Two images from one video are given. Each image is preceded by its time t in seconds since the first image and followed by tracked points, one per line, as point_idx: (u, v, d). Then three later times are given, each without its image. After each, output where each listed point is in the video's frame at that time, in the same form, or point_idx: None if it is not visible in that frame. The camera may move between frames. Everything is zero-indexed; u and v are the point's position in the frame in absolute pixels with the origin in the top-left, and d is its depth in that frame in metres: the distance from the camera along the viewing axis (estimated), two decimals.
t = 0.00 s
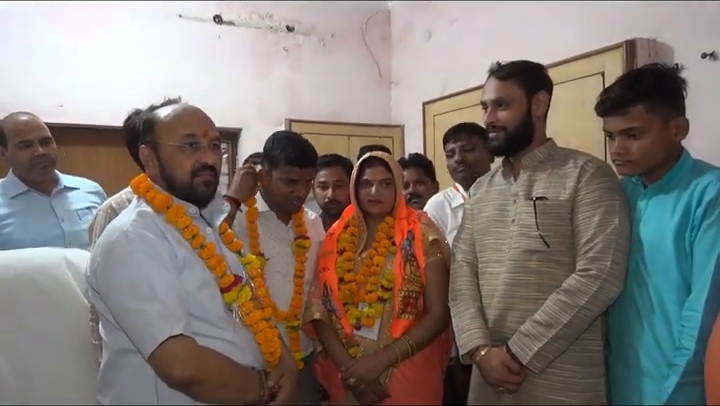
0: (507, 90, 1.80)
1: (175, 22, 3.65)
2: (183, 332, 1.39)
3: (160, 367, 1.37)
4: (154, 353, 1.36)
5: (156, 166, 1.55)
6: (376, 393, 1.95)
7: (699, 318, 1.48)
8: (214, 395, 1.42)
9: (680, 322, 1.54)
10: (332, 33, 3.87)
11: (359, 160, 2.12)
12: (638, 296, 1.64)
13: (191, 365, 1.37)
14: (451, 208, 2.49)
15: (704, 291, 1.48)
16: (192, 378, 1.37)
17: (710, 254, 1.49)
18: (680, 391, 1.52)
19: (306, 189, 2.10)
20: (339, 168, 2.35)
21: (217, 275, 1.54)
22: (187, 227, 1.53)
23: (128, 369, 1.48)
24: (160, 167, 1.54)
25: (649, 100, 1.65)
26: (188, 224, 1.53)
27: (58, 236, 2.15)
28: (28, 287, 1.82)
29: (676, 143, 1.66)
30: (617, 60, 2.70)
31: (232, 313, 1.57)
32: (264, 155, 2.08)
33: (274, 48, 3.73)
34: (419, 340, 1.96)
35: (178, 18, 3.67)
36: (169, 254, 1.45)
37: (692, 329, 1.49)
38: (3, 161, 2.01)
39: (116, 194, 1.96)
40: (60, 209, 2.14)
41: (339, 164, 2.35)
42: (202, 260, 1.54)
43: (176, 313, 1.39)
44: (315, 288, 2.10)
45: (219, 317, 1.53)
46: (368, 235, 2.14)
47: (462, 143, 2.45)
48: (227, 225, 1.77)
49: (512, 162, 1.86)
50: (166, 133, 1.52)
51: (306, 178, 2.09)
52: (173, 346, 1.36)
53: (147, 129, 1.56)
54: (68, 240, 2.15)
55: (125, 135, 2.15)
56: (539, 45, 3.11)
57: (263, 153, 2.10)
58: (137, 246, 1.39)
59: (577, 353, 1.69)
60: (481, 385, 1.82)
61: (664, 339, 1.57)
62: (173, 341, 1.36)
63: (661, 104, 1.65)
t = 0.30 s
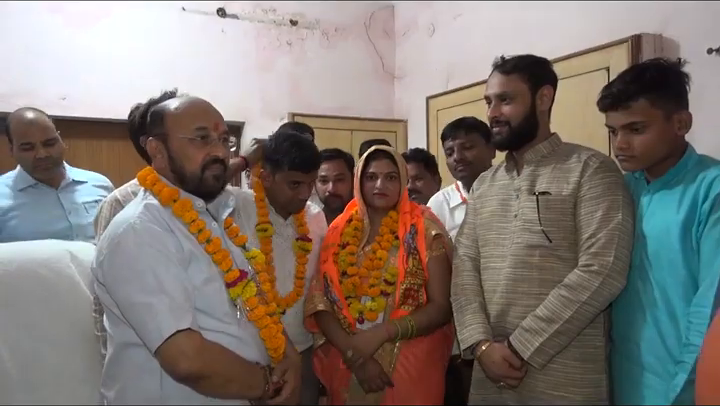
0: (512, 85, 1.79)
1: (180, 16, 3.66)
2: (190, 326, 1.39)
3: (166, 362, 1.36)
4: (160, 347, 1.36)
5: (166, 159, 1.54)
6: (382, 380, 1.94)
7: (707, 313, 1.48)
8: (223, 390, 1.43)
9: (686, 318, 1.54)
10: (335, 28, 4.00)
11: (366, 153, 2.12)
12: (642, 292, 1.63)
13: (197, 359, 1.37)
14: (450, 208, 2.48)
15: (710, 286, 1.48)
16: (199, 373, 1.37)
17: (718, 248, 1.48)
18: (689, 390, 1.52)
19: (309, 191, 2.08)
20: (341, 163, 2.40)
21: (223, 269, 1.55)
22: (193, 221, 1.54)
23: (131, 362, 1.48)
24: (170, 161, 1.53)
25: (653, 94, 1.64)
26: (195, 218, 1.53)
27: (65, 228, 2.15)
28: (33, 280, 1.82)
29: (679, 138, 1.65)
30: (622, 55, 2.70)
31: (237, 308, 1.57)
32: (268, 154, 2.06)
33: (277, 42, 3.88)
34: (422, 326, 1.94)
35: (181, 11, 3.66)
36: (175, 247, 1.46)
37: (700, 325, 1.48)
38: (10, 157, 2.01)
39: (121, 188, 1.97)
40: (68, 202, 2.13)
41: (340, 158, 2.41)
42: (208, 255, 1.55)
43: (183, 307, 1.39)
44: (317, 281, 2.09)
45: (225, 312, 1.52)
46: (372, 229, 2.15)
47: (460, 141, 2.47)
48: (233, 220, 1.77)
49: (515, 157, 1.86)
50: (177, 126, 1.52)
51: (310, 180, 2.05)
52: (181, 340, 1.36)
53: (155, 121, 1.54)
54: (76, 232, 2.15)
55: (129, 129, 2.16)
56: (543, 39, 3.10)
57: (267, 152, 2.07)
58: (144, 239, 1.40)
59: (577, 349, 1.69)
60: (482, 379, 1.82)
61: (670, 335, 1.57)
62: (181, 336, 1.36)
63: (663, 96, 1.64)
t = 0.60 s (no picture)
0: (506, 84, 1.79)
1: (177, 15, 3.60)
2: (188, 328, 1.39)
3: (163, 363, 1.36)
4: (158, 348, 1.36)
5: (166, 158, 1.54)
6: (376, 381, 1.94)
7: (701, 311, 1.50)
8: (220, 391, 1.42)
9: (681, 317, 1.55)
10: (333, 27, 4.00)
11: (362, 154, 2.11)
12: (638, 291, 1.64)
13: (195, 360, 1.37)
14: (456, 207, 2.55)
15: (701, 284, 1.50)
16: (196, 375, 1.37)
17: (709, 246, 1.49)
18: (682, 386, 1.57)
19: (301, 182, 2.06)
20: (339, 161, 2.41)
21: (221, 270, 1.55)
22: (191, 221, 1.54)
23: (129, 363, 1.48)
24: (170, 160, 1.53)
25: (646, 93, 1.64)
26: (193, 218, 1.53)
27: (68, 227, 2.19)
28: (31, 281, 1.81)
29: (670, 138, 1.65)
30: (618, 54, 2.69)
31: (234, 310, 1.57)
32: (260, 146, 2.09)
33: (275, 40, 3.83)
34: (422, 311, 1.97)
35: (178, 10, 3.60)
36: (174, 247, 1.45)
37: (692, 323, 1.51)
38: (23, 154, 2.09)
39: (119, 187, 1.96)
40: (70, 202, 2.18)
41: (338, 157, 2.42)
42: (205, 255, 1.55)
43: (181, 308, 1.39)
44: (313, 279, 2.10)
45: (221, 313, 1.52)
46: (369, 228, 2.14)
47: (469, 139, 2.38)
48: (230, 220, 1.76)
49: (513, 156, 1.86)
50: (178, 125, 1.51)
51: (300, 171, 2.05)
52: (178, 342, 1.36)
53: (154, 119, 1.54)
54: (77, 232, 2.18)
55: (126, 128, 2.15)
56: (540, 38, 3.11)
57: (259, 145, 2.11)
58: (142, 239, 1.39)
59: (576, 348, 1.69)
60: (481, 378, 1.82)
61: (666, 334, 1.57)
62: (179, 338, 1.36)
63: (651, 94, 1.64)
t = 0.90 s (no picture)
0: (494, 87, 1.81)
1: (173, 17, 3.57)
2: (184, 329, 1.38)
3: (159, 365, 1.36)
4: (155, 350, 1.35)
5: (172, 161, 1.53)
6: (372, 380, 1.95)
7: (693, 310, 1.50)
8: (215, 392, 1.42)
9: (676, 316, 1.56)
10: (328, 28, 3.99)
11: (362, 155, 2.11)
12: (633, 291, 1.64)
13: (191, 362, 1.37)
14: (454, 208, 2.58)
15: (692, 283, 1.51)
16: (192, 376, 1.37)
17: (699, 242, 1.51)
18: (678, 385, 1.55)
19: (292, 170, 2.15)
20: (331, 162, 2.40)
21: (216, 270, 1.55)
22: (185, 222, 1.52)
23: (124, 365, 1.47)
24: (177, 162, 1.53)
25: (639, 95, 1.65)
26: (187, 220, 1.52)
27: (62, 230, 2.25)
28: (25, 282, 1.80)
29: (661, 138, 1.65)
30: (612, 56, 2.71)
31: (228, 310, 1.57)
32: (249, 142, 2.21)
33: (270, 42, 3.82)
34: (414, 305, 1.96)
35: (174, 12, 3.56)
36: (169, 249, 1.45)
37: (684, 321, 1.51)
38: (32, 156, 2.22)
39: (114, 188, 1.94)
40: (66, 204, 2.28)
41: (330, 158, 2.42)
42: (200, 256, 1.54)
43: (176, 310, 1.38)
44: (310, 280, 2.11)
45: (216, 314, 1.52)
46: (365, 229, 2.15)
47: (470, 141, 2.38)
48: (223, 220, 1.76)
49: (509, 156, 1.86)
50: (187, 127, 1.52)
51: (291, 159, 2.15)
52: (175, 343, 1.35)
53: (160, 120, 1.53)
54: (71, 233, 2.25)
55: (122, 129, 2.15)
56: (535, 39, 3.12)
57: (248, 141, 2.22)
58: (136, 241, 1.39)
59: (572, 348, 1.70)
60: (478, 379, 1.82)
61: (661, 333, 1.58)
62: (175, 339, 1.36)
63: (641, 95, 1.65)
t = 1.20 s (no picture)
0: (483, 89, 1.82)
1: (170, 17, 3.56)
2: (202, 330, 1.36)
3: (177, 367, 1.33)
4: (174, 354, 1.32)
5: (191, 166, 1.50)
6: (368, 380, 1.95)
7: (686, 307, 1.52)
8: (229, 389, 1.41)
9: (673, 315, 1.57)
10: (324, 28, 3.99)
11: (358, 155, 2.11)
12: (629, 289, 1.65)
13: (208, 362, 1.35)
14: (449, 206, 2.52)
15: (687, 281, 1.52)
16: (208, 374, 1.35)
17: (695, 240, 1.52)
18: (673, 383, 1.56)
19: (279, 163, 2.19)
20: (323, 160, 2.41)
21: (218, 271, 1.56)
22: (186, 224, 1.50)
23: (121, 367, 1.44)
24: (196, 169, 1.50)
25: (637, 94, 1.65)
26: (187, 222, 1.49)
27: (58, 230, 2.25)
28: (21, 284, 1.79)
29: (658, 137, 1.66)
30: (608, 55, 2.71)
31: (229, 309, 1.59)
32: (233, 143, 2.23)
33: (265, 41, 3.82)
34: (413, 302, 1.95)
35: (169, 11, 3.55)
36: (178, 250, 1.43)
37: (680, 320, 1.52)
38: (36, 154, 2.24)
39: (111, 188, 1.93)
40: (67, 204, 2.30)
41: (322, 156, 2.43)
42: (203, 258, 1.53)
43: (193, 313, 1.37)
44: (306, 279, 2.11)
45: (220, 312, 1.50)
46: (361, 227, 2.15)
47: (464, 138, 2.39)
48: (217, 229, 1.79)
49: (505, 156, 1.87)
50: (206, 134, 1.50)
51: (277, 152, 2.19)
52: (195, 346, 1.33)
53: (181, 123, 1.47)
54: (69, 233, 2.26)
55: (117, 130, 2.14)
56: (531, 39, 3.13)
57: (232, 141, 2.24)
58: (145, 244, 1.36)
59: (567, 347, 1.70)
60: (475, 377, 1.83)
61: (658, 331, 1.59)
62: (195, 343, 1.33)
63: (637, 92, 1.66)
